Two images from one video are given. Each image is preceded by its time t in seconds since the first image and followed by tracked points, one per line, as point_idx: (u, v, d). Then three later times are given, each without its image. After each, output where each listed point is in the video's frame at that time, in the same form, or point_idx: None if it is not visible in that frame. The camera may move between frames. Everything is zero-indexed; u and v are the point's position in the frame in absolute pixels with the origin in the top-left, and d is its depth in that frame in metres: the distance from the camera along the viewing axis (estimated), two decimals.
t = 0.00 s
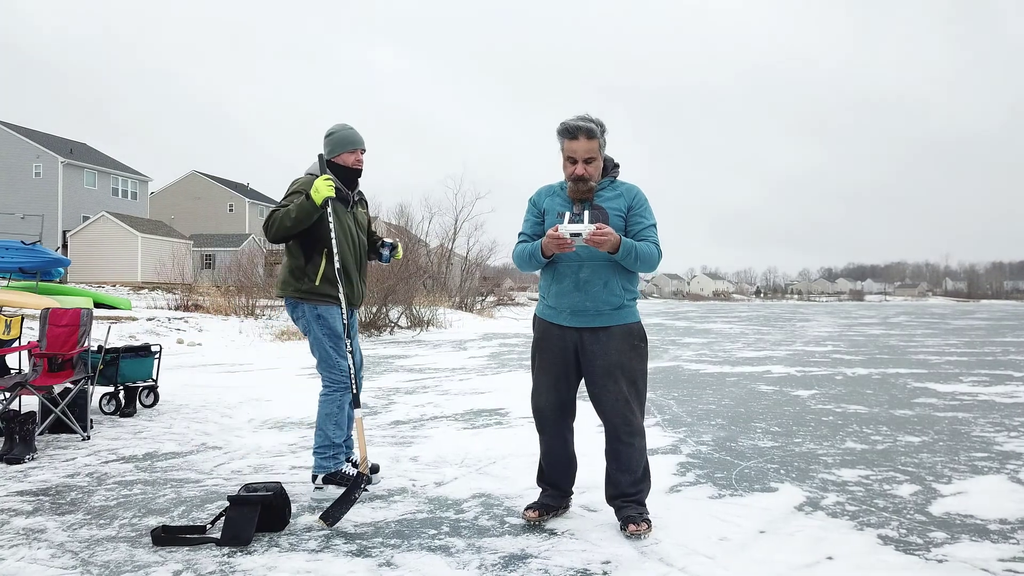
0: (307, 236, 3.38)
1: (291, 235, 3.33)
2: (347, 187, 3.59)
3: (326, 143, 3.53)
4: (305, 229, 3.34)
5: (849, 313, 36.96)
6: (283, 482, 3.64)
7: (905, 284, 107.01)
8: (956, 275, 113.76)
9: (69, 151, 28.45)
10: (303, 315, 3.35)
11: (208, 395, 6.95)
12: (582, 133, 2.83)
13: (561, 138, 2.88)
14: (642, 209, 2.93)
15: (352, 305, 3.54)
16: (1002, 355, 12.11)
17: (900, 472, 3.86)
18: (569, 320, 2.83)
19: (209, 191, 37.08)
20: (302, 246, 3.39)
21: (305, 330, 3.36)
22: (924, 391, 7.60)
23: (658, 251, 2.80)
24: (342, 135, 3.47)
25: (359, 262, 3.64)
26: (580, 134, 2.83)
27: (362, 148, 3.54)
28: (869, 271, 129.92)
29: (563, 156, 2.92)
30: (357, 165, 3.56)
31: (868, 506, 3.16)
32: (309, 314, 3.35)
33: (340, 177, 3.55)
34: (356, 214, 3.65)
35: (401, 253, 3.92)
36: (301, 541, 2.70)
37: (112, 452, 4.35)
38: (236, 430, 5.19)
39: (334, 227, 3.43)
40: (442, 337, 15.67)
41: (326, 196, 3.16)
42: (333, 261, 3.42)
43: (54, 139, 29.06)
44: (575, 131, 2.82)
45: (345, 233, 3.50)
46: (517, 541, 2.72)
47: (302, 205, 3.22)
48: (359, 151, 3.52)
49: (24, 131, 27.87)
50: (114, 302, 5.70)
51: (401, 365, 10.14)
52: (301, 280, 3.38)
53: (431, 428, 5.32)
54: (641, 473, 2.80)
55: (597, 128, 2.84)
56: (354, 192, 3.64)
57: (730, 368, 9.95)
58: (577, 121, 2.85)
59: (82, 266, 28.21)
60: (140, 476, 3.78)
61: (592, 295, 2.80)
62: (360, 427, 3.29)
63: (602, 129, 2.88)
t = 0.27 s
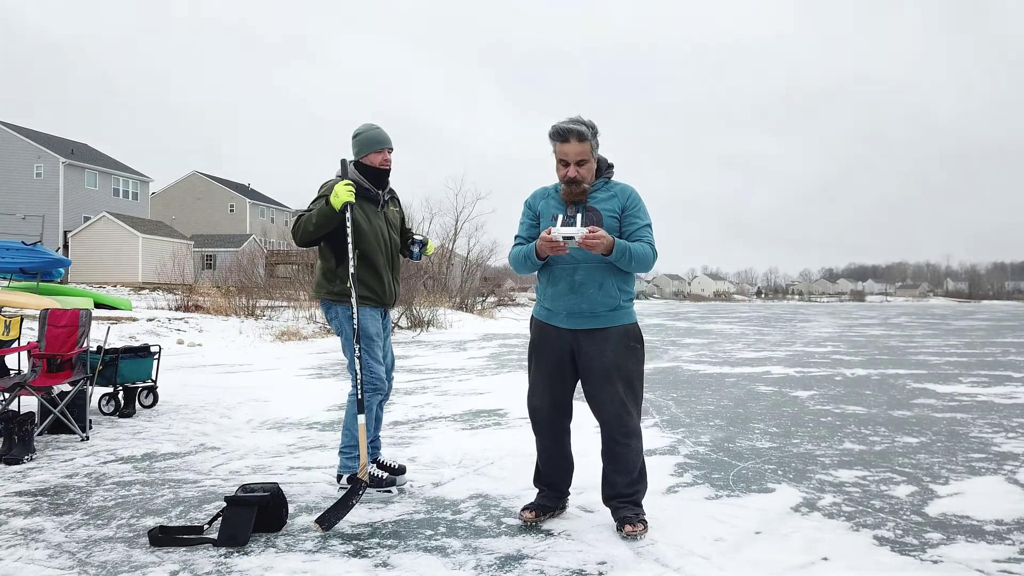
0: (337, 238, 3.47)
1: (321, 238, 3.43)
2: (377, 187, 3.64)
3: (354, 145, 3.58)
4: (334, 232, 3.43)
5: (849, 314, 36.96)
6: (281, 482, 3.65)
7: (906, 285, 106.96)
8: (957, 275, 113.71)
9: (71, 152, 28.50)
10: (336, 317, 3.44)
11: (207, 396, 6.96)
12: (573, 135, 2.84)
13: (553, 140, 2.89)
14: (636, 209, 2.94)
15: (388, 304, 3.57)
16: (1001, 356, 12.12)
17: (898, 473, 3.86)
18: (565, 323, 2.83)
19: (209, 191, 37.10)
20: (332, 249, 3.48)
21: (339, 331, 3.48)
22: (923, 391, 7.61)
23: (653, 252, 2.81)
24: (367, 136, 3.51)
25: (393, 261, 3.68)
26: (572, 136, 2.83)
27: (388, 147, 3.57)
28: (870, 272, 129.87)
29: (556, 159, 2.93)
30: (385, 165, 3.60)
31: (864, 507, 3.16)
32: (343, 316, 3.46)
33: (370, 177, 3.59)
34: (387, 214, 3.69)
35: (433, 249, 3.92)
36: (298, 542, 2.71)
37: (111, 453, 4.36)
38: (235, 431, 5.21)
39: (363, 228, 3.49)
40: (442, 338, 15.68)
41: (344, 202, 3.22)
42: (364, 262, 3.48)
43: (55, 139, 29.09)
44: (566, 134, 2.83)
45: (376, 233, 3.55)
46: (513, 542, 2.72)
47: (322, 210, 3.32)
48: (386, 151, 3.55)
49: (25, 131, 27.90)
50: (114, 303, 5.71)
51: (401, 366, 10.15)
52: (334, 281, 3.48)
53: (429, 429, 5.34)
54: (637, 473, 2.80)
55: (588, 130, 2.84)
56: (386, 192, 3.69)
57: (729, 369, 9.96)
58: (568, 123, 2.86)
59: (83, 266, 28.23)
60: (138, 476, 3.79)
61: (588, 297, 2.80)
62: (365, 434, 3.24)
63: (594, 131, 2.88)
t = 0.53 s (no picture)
0: (365, 238, 3.50)
1: (349, 237, 3.48)
2: (412, 191, 3.64)
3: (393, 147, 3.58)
4: (361, 232, 3.48)
5: (849, 315, 36.93)
6: (280, 482, 3.67)
7: (907, 285, 106.89)
8: (958, 276, 113.64)
9: (72, 153, 28.54)
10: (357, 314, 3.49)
11: (207, 396, 6.98)
12: (565, 138, 2.85)
13: (545, 144, 2.90)
14: (631, 209, 2.93)
15: (409, 307, 3.55)
16: (1001, 356, 12.14)
17: (895, 473, 3.87)
18: (563, 324, 2.85)
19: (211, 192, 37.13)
20: (359, 248, 3.54)
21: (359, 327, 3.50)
22: (921, 392, 7.63)
23: (648, 251, 2.80)
24: (404, 139, 3.50)
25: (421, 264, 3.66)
26: (563, 139, 2.85)
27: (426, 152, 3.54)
28: (871, 272, 129.81)
29: (549, 162, 2.95)
30: (422, 170, 3.59)
31: (861, 507, 3.17)
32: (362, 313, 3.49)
33: (405, 180, 3.59)
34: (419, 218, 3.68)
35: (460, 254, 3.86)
36: (297, 542, 2.72)
37: (111, 453, 4.37)
38: (235, 431, 5.23)
39: (392, 231, 3.50)
40: (442, 338, 15.69)
41: (368, 205, 3.26)
42: (389, 264, 3.49)
43: (57, 140, 29.13)
44: (558, 137, 2.85)
45: (405, 236, 3.55)
46: (510, 541, 2.74)
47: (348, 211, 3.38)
48: (423, 155, 3.53)
49: (27, 132, 27.95)
50: (116, 303, 5.73)
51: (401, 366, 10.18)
52: (360, 282, 3.52)
53: (429, 429, 5.35)
54: (635, 474, 2.81)
55: (580, 132, 2.85)
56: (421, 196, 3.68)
57: (729, 369, 9.99)
58: (560, 126, 2.87)
59: (84, 266, 28.26)
60: (138, 476, 3.80)
61: (584, 298, 2.82)
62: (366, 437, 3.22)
63: (585, 132, 2.89)
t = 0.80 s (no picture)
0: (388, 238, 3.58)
1: (373, 235, 3.58)
2: (441, 195, 3.64)
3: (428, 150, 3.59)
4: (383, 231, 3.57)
5: (850, 315, 36.94)
6: (279, 482, 3.67)
7: (908, 286, 106.86)
8: (959, 276, 113.56)
9: (73, 153, 28.58)
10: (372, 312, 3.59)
11: (207, 396, 6.99)
12: (561, 139, 2.86)
13: (541, 144, 2.91)
14: (627, 209, 2.93)
15: (423, 311, 3.57)
16: (1001, 356, 12.16)
17: (894, 473, 3.87)
18: (560, 324, 2.87)
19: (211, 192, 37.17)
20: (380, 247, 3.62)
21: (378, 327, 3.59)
22: (922, 392, 7.64)
23: (644, 251, 2.80)
24: (434, 144, 3.50)
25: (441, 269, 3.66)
26: (560, 140, 2.86)
27: (456, 158, 3.52)
28: (871, 272, 129.76)
29: (546, 163, 2.96)
30: (453, 176, 3.57)
31: (859, 507, 3.17)
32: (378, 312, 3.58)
33: (434, 184, 3.60)
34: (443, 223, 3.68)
35: (480, 261, 3.81)
36: (295, 541, 2.73)
37: (111, 453, 4.38)
38: (235, 431, 5.24)
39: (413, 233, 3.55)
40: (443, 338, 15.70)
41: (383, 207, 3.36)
42: (404, 266, 3.53)
43: (58, 141, 29.18)
44: (554, 137, 2.85)
45: (425, 239, 3.58)
46: (509, 541, 2.74)
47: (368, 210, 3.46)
48: (452, 161, 3.51)
49: (28, 132, 27.99)
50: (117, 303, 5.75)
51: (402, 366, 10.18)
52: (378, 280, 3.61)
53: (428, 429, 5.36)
54: (633, 474, 2.81)
55: (576, 133, 2.85)
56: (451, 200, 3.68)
57: (729, 369, 10.00)
58: (556, 127, 2.88)
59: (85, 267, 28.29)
60: (137, 476, 3.81)
61: (581, 299, 2.83)
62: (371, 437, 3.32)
63: (582, 133, 2.90)
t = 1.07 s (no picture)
0: (397, 238, 3.62)
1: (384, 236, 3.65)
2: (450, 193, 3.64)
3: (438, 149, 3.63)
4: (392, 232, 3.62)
5: (850, 315, 36.93)
6: (278, 482, 3.67)
7: (908, 286, 106.83)
8: (959, 276, 113.52)
9: (74, 154, 28.59)
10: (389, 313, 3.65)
11: (207, 396, 6.99)
12: (561, 137, 2.86)
13: (542, 143, 2.92)
14: (626, 209, 2.93)
15: (435, 311, 3.54)
16: (1002, 356, 12.16)
17: (894, 473, 3.87)
18: (559, 323, 2.87)
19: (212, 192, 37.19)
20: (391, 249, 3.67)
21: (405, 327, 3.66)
22: (922, 392, 7.64)
23: (642, 250, 2.79)
24: (441, 142, 3.55)
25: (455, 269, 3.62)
26: (560, 138, 2.86)
27: (463, 155, 3.56)
28: (872, 272, 129.74)
29: (545, 161, 2.96)
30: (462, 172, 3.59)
31: (859, 508, 3.17)
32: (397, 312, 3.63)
33: (443, 183, 3.62)
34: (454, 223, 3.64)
35: (489, 256, 3.64)
36: (294, 541, 2.72)
37: (111, 453, 4.38)
38: (234, 431, 5.24)
39: (422, 233, 3.56)
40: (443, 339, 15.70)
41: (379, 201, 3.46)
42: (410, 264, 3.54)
43: (58, 141, 29.18)
44: (554, 136, 2.86)
45: (435, 238, 3.58)
46: (508, 541, 2.74)
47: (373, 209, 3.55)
48: (458, 157, 3.54)
49: (28, 132, 28.00)
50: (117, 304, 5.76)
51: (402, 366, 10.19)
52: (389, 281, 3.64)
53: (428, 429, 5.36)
54: (632, 474, 2.81)
55: (576, 131, 2.86)
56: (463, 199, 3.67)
57: (729, 369, 10.01)
58: (556, 126, 2.89)
59: (85, 267, 28.30)
60: (137, 476, 3.81)
61: (579, 297, 2.83)
62: (371, 435, 3.38)
63: (582, 132, 2.90)
